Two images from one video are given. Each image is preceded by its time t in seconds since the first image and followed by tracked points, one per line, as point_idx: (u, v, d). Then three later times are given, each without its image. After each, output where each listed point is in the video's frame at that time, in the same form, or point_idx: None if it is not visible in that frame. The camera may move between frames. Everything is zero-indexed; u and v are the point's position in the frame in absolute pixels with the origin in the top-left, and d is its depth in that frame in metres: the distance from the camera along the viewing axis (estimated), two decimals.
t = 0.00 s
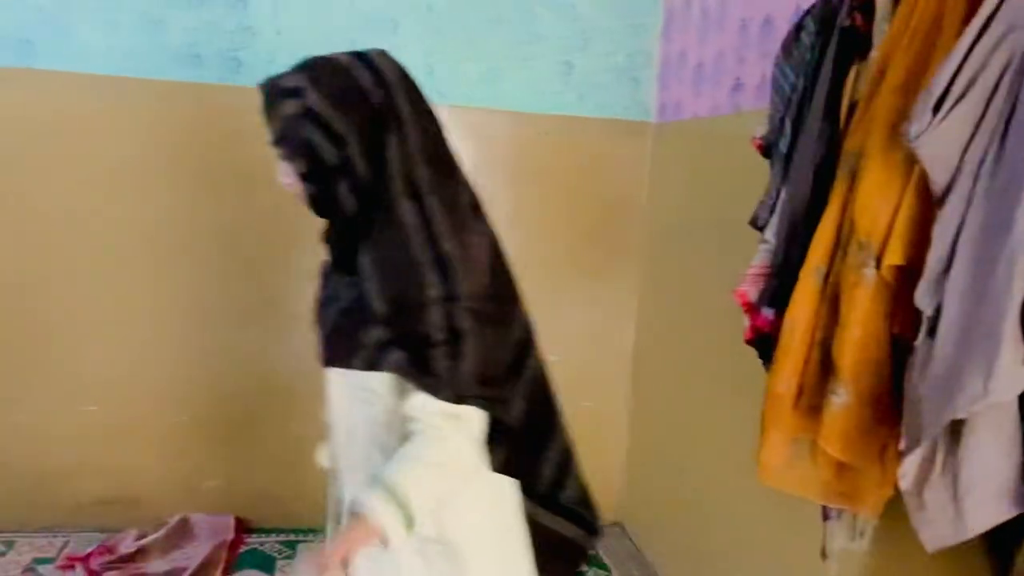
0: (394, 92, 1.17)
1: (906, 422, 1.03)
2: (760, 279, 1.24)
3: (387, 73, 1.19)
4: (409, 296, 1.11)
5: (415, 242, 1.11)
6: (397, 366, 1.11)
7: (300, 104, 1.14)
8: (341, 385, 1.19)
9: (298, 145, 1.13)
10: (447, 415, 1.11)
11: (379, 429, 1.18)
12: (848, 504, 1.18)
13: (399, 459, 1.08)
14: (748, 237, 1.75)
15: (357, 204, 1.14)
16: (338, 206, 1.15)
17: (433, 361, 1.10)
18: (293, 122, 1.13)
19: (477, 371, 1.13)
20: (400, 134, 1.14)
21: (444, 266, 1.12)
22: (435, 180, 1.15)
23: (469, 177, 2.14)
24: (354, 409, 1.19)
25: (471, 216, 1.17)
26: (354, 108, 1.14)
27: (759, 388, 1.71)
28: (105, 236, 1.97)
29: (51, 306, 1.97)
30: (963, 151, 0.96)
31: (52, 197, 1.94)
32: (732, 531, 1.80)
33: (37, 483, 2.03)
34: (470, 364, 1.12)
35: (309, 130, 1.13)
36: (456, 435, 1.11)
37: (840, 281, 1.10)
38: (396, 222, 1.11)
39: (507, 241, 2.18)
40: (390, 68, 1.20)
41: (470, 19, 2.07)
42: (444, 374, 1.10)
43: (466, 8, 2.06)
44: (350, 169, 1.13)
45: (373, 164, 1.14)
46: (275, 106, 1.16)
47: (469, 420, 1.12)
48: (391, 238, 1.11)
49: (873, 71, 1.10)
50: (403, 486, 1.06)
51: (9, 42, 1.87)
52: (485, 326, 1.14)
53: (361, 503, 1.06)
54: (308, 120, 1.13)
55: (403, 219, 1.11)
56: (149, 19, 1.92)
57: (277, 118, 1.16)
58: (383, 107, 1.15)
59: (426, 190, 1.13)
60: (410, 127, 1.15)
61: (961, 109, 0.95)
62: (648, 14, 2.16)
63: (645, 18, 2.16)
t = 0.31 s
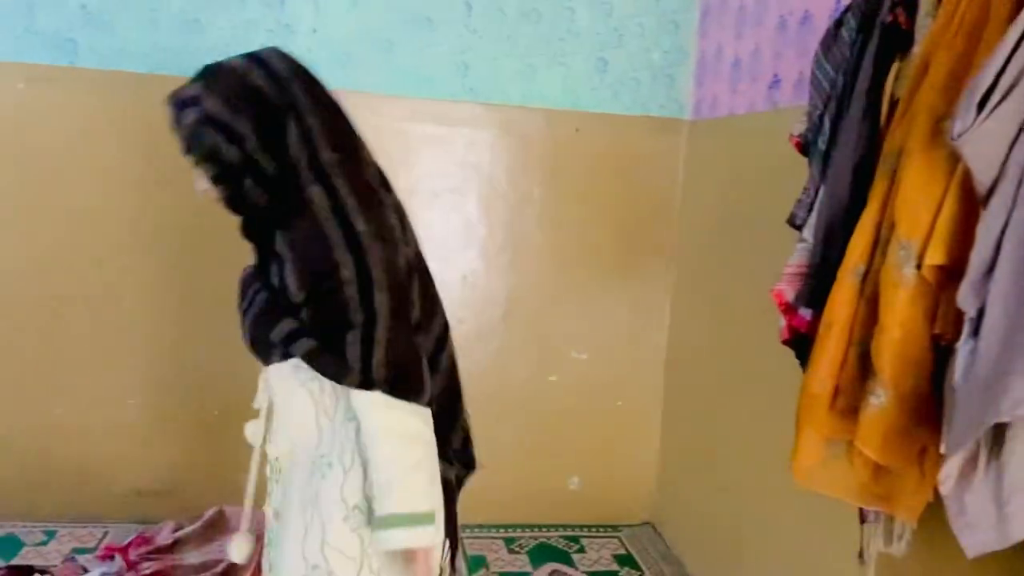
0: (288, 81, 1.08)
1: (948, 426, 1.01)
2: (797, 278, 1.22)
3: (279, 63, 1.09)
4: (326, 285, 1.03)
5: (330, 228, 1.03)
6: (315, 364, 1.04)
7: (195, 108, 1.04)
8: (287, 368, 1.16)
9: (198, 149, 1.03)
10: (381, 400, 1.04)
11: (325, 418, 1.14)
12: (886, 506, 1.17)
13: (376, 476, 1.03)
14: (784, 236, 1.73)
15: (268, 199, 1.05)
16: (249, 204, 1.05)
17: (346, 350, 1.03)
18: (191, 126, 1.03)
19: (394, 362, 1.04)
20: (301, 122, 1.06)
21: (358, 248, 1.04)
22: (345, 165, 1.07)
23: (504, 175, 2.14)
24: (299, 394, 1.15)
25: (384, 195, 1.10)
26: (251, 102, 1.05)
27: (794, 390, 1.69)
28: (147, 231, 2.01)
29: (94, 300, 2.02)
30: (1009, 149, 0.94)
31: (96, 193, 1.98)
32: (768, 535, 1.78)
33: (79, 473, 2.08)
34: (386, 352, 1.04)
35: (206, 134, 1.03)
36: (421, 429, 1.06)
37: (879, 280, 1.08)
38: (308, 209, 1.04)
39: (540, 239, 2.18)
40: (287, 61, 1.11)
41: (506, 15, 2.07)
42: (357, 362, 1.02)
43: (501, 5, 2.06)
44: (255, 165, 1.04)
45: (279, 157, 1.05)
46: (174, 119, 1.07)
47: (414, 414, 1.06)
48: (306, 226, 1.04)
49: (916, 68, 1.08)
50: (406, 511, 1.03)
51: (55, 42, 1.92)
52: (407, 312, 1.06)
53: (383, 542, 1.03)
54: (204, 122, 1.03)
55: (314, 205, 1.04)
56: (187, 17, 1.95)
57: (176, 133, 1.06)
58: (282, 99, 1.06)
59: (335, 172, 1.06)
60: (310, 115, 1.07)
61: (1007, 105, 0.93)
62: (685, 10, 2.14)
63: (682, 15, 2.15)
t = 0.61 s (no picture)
0: (271, 74, 1.22)
1: (1006, 427, 0.98)
2: (849, 275, 1.18)
3: (262, 56, 1.23)
4: (327, 269, 1.17)
5: (328, 215, 1.18)
6: (319, 342, 1.18)
7: (181, 99, 1.18)
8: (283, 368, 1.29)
9: (190, 140, 1.18)
10: (402, 373, 1.19)
11: (320, 406, 1.27)
12: (940, 509, 1.15)
13: (402, 446, 1.19)
14: (836, 233, 1.70)
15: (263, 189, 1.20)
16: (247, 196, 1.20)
17: (366, 335, 1.18)
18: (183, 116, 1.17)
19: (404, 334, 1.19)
20: (287, 115, 1.21)
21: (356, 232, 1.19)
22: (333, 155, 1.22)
23: (549, 171, 2.14)
24: (298, 390, 1.28)
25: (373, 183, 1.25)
26: (237, 97, 1.19)
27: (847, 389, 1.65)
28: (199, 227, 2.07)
29: (149, 294, 2.08)
30: None
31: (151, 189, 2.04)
32: (819, 537, 1.75)
33: (134, 461, 2.14)
34: (401, 332, 1.19)
35: (197, 125, 1.17)
36: (439, 405, 1.20)
37: (935, 278, 1.06)
38: (304, 199, 1.18)
39: (586, 236, 2.18)
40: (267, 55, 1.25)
41: (553, 12, 2.07)
42: (376, 347, 1.18)
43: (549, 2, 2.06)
44: (248, 156, 1.19)
45: (268, 147, 1.19)
46: (165, 111, 1.20)
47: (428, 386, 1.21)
48: (301, 211, 1.17)
49: (975, 59, 1.05)
50: (438, 476, 1.18)
51: (111, 42, 1.98)
52: (406, 288, 1.21)
53: (415, 509, 1.18)
54: (197, 113, 1.17)
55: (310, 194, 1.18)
56: (238, 16, 1.99)
57: (168, 124, 1.20)
58: (267, 88, 1.21)
59: (325, 162, 1.21)
60: (293, 107, 1.21)
61: None
62: (733, 5, 2.12)
63: (731, 10, 2.12)
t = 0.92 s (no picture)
0: (316, 53, 1.22)
1: None
2: (931, 274, 1.15)
3: (311, 31, 1.24)
4: (328, 260, 1.19)
5: (337, 205, 1.20)
6: (312, 329, 1.20)
7: (226, 58, 1.19)
8: (266, 349, 1.28)
9: (227, 100, 1.18)
10: (391, 377, 1.23)
11: (298, 391, 1.27)
12: None
13: (389, 441, 1.23)
14: (914, 229, 1.64)
15: (280, 161, 1.19)
16: (264, 166, 1.20)
17: (361, 334, 1.21)
18: (223, 74, 1.18)
19: (397, 337, 1.22)
20: (322, 97, 1.20)
21: (361, 227, 1.21)
22: (358, 146, 1.23)
23: (616, 167, 2.12)
24: (277, 374, 1.28)
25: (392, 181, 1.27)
26: (279, 70, 1.19)
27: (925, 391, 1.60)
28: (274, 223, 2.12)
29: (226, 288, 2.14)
30: None
31: (228, 186, 2.10)
32: (895, 544, 1.69)
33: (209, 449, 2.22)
34: (395, 334, 1.22)
35: (238, 87, 1.18)
36: (426, 401, 1.25)
37: None
38: (318, 185, 1.19)
39: (654, 232, 2.15)
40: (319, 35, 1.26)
41: (623, 6, 2.05)
42: (370, 346, 1.21)
43: None
44: (276, 129, 1.18)
45: (296, 124, 1.19)
46: (203, 65, 1.21)
47: (416, 385, 1.24)
48: (313, 197, 1.19)
49: None
50: (419, 476, 1.22)
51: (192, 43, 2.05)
52: (405, 293, 1.24)
53: (395, 504, 1.22)
54: (238, 75, 1.18)
55: (326, 183, 1.19)
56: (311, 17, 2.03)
57: (204, 77, 1.20)
58: (309, 64, 1.21)
59: (347, 153, 1.21)
60: (331, 89, 1.22)
61: None
62: None
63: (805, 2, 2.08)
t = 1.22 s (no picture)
0: (341, 49, 1.19)
1: None
2: None
3: (339, 31, 1.21)
4: (326, 256, 1.14)
5: (335, 201, 1.14)
6: (299, 323, 1.14)
7: (250, 46, 1.16)
8: (264, 339, 1.21)
9: (248, 87, 1.17)
10: (367, 378, 1.15)
11: (294, 379, 1.21)
12: None
13: (352, 444, 1.16)
14: (1003, 227, 1.58)
15: (291, 152, 1.15)
16: (274, 154, 1.15)
17: (342, 333, 1.14)
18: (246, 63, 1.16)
19: (383, 341, 1.16)
20: (339, 93, 1.17)
21: (360, 224, 1.16)
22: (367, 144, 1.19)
23: (691, 164, 2.10)
24: (276, 366, 1.22)
25: (398, 180, 1.23)
26: (301, 61, 1.15)
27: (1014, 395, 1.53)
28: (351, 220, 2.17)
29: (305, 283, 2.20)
30: None
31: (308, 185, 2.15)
32: (978, 553, 1.63)
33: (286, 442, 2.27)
34: (376, 339, 1.15)
35: (259, 77, 1.15)
36: (401, 411, 1.18)
37: None
38: (320, 178, 1.14)
39: (729, 231, 2.12)
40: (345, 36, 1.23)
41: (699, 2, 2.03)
42: (347, 344, 1.13)
43: None
44: (290, 120, 1.15)
45: (310, 115, 1.15)
46: (230, 52, 1.18)
47: (395, 392, 1.17)
48: (314, 191, 1.14)
49: None
50: (376, 483, 1.16)
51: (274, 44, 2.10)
52: (396, 297, 1.18)
53: (345, 505, 1.16)
54: (259, 66, 1.15)
55: (329, 177, 1.14)
56: (388, 18, 2.07)
57: (230, 62, 1.18)
58: (330, 60, 1.17)
59: (357, 149, 1.17)
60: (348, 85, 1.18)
61: None
62: None
63: None
